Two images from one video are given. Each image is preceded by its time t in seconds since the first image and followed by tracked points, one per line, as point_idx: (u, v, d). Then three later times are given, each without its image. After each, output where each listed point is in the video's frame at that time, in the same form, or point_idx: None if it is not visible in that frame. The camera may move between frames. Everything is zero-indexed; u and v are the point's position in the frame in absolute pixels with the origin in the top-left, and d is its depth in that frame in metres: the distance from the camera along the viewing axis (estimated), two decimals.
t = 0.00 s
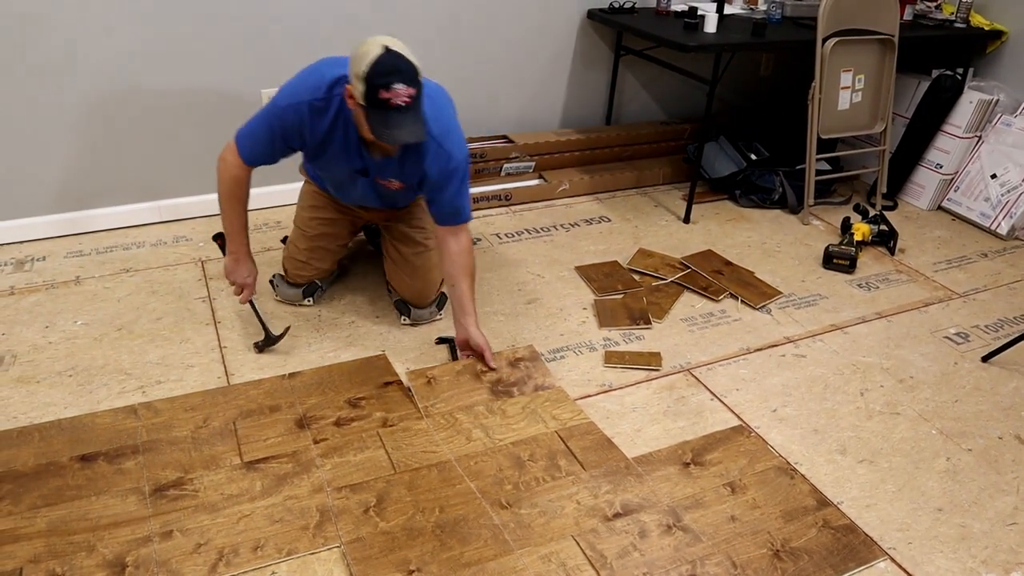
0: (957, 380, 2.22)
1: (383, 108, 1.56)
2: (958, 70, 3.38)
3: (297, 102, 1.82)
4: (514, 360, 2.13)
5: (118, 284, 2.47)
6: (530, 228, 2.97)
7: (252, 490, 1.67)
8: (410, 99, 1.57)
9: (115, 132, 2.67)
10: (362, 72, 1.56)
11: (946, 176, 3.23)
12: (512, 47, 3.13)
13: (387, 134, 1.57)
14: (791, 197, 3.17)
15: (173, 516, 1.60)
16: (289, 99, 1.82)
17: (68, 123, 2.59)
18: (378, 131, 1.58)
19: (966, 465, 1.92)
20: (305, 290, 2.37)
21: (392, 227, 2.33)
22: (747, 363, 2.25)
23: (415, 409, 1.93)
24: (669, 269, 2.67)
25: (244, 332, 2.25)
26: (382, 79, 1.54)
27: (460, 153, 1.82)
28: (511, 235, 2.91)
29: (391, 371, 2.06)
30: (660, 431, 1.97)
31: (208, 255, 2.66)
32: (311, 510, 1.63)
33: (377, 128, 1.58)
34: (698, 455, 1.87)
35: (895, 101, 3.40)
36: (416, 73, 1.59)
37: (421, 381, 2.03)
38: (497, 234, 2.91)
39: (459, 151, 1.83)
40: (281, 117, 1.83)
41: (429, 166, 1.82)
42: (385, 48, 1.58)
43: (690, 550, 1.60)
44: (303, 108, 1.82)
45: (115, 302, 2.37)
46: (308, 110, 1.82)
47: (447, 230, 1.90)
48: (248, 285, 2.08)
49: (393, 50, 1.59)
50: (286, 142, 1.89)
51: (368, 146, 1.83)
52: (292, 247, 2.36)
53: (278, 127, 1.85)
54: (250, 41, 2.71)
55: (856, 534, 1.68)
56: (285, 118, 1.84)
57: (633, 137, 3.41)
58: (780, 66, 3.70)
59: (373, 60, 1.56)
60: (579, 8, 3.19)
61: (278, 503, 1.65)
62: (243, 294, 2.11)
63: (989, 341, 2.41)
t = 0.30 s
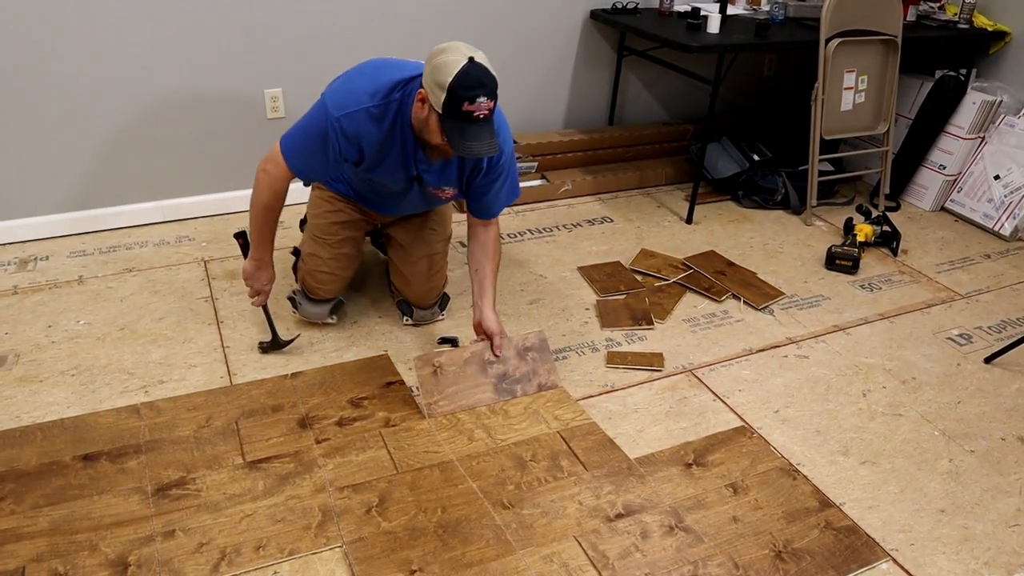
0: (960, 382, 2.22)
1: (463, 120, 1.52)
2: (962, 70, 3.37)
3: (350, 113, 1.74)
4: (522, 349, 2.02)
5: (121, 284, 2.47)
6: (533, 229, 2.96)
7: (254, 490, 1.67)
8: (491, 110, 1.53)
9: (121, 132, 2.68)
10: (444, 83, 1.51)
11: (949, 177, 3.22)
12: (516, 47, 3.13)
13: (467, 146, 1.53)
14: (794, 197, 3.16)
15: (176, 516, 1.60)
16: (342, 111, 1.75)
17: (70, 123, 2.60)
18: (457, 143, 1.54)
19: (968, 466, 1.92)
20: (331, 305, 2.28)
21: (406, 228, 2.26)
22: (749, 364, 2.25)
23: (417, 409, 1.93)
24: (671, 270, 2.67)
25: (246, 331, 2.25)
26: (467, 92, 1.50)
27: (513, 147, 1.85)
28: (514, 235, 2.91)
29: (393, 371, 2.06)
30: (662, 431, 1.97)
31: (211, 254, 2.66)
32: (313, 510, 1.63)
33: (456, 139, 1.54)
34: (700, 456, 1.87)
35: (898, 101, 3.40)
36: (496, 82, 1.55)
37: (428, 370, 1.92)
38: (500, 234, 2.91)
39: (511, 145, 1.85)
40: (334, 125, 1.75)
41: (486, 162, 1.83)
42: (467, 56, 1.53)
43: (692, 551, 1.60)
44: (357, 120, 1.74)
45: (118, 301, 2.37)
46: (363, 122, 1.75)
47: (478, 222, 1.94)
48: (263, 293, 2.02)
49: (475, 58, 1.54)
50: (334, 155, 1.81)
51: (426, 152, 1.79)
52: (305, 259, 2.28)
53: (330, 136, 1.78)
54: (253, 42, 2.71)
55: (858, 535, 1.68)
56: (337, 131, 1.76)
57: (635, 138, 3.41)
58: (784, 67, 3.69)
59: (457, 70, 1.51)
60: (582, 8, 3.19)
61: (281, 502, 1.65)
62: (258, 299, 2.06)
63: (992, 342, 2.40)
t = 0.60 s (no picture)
0: (962, 383, 2.21)
1: (455, 119, 1.54)
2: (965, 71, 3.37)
3: (342, 124, 1.74)
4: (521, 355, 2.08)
5: (123, 283, 2.47)
6: (535, 229, 2.96)
7: (256, 490, 1.67)
8: (482, 109, 1.55)
9: (123, 132, 2.68)
10: (435, 83, 1.53)
11: (952, 177, 3.22)
12: (518, 47, 3.13)
13: (459, 145, 1.54)
14: (796, 198, 3.16)
15: (178, 516, 1.60)
16: (332, 122, 1.74)
17: (72, 123, 2.60)
18: (449, 143, 1.55)
19: (971, 468, 1.91)
20: (380, 323, 2.24)
21: (401, 231, 2.26)
22: (751, 365, 2.25)
23: (418, 409, 1.93)
24: (673, 270, 2.67)
25: (248, 332, 2.25)
26: (457, 91, 1.51)
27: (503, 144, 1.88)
28: (516, 235, 2.91)
29: (395, 371, 2.06)
30: (663, 432, 1.97)
31: (213, 254, 2.66)
32: (315, 510, 1.63)
33: (449, 139, 1.55)
34: (702, 457, 1.87)
35: (901, 101, 3.39)
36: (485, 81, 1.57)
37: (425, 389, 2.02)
38: (501, 234, 2.91)
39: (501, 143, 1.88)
40: (327, 136, 1.75)
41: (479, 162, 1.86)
42: (456, 57, 1.55)
43: (693, 552, 1.60)
44: (350, 130, 1.75)
45: (120, 301, 2.38)
46: (356, 132, 1.75)
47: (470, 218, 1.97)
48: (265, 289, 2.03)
49: (463, 58, 1.56)
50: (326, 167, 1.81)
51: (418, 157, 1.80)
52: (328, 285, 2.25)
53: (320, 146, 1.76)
54: (255, 41, 2.71)
55: (860, 536, 1.68)
56: (329, 142, 1.76)
57: (638, 138, 3.40)
58: (786, 68, 3.69)
59: (447, 71, 1.53)
60: (584, 9, 3.19)
61: (282, 502, 1.65)
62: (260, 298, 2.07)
63: (995, 343, 2.40)
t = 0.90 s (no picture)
0: (964, 384, 2.21)
1: (399, 122, 1.57)
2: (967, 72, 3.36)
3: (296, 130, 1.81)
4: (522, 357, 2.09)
5: (125, 284, 2.47)
6: (536, 230, 2.96)
7: (258, 490, 1.67)
8: (424, 110, 1.58)
9: (124, 132, 2.68)
10: (375, 88, 1.57)
11: (954, 179, 3.22)
12: (520, 47, 3.13)
13: (405, 147, 1.58)
14: (798, 199, 3.16)
15: (179, 516, 1.60)
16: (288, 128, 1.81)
17: (74, 123, 2.60)
18: (396, 145, 1.59)
19: (972, 469, 1.91)
20: (382, 322, 2.24)
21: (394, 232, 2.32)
22: (753, 366, 2.24)
23: (420, 410, 1.93)
24: (675, 271, 2.67)
25: (249, 332, 2.25)
26: (398, 95, 1.55)
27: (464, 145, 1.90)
28: (517, 236, 2.91)
29: (396, 372, 2.06)
30: (665, 433, 1.96)
31: (214, 254, 2.66)
32: (316, 511, 1.63)
33: (394, 142, 1.58)
34: (704, 458, 1.86)
35: (903, 102, 3.39)
36: (428, 83, 1.60)
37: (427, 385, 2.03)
38: (503, 235, 2.91)
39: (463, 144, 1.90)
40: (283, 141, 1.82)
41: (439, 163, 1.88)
42: (396, 61, 1.59)
43: (695, 553, 1.60)
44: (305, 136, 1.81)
45: (122, 301, 2.38)
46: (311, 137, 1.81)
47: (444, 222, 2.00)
48: (258, 283, 2.15)
49: (403, 62, 1.60)
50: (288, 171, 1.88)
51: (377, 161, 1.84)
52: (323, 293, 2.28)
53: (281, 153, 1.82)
54: (257, 42, 2.71)
55: (861, 538, 1.67)
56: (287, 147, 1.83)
57: (640, 139, 3.40)
58: (788, 69, 3.69)
59: (387, 75, 1.56)
60: (586, 9, 3.19)
61: (283, 503, 1.65)
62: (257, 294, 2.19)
63: (997, 344, 2.40)
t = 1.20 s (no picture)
0: (966, 386, 2.21)
1: (367, 101, 1.64)
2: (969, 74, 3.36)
3: (277, 122, 1.87)
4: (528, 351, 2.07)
5: (128, 284, 2.47)
6: (538, 231, 2.96)
7: (260, 491, 1.67)
8: (392, 89, 1.65)
9: (126, 132, 2.68)
10: (343, 70, 1.64)
11: (956, 180, 3.22)
12: (522, 48, 3.13)
13: (375, 125, 1.64)
14: (800, 200, 3.16)
15: (182, 517, 1.60)
16: (269, 120, 1.87)
17: (77, 124, 2.60)
18: (367, 125, 1.65)
19: (974, 471, 1.91)
20: (383, 323, 2.23)
21: (393, 232, 2.34)
22: (754, 368, 2.24)
23: (423, 411, 1.94)
24: (677, 272, 2.67)
25: (252, 332, 2.26)
26: (364, 74, 1.62)
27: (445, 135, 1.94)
28: (520, 237, 2.91)
29: (398, 373, 2.06)
30: (667, 434, 1.96)
31: (217, 255, 2.66)
32: (318, 512, 1.64)
33: (364, 120, 1.65)
34: (706, 459, 1.87)
35: (906, 103, 3.38)
36: (395, 64, 1.68)
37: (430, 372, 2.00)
38: (505, 236, 2.91)
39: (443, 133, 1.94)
40: (265, 134, 1.88)
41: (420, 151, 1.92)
42: (363, 44, 1.67)
43: (697, 555, 1.60)
44: (286, 127, 1.87)
45: (125, 301, 2.38)
46: (292, 129, 1.87)
47: (447, 217, 1.87)
48: (262, 283, 2.16)
49: (370, 45, 1.68)
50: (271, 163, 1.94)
51: (357, 149, 1.88)
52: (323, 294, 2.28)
53: (265, 145, 1.90)
54: (260, 42, 2.71)
55: (863, 540, 1.68)
56: (269, 140, 1.89)
57: (642, 140, 3.40)
58: (790, 70, 3.69)
59: (354, 57, 1.64)
60: (588, 10, 3.18)
61: (286, 503, 1.65)
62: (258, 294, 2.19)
63: (999, 346, 2.40)
